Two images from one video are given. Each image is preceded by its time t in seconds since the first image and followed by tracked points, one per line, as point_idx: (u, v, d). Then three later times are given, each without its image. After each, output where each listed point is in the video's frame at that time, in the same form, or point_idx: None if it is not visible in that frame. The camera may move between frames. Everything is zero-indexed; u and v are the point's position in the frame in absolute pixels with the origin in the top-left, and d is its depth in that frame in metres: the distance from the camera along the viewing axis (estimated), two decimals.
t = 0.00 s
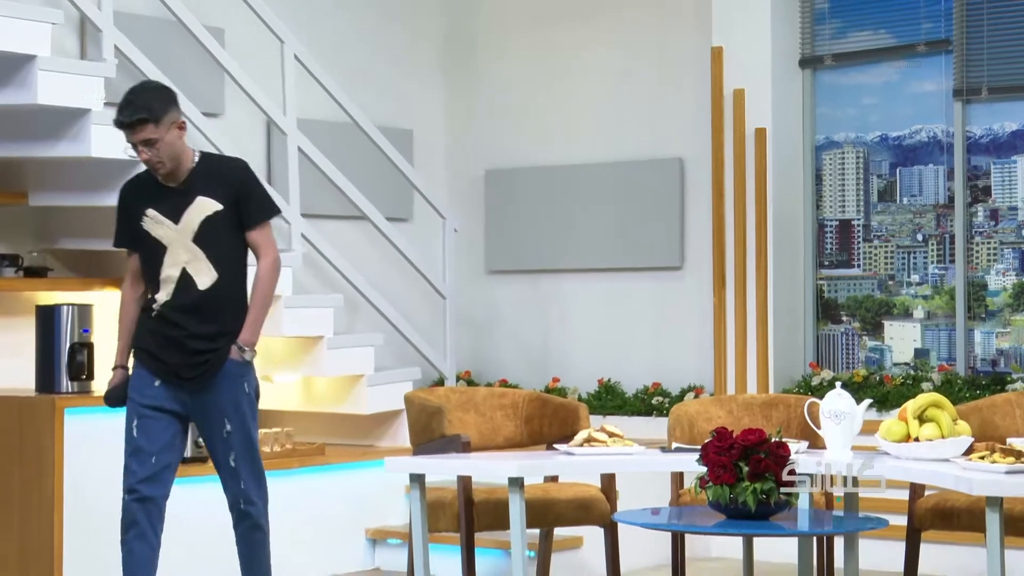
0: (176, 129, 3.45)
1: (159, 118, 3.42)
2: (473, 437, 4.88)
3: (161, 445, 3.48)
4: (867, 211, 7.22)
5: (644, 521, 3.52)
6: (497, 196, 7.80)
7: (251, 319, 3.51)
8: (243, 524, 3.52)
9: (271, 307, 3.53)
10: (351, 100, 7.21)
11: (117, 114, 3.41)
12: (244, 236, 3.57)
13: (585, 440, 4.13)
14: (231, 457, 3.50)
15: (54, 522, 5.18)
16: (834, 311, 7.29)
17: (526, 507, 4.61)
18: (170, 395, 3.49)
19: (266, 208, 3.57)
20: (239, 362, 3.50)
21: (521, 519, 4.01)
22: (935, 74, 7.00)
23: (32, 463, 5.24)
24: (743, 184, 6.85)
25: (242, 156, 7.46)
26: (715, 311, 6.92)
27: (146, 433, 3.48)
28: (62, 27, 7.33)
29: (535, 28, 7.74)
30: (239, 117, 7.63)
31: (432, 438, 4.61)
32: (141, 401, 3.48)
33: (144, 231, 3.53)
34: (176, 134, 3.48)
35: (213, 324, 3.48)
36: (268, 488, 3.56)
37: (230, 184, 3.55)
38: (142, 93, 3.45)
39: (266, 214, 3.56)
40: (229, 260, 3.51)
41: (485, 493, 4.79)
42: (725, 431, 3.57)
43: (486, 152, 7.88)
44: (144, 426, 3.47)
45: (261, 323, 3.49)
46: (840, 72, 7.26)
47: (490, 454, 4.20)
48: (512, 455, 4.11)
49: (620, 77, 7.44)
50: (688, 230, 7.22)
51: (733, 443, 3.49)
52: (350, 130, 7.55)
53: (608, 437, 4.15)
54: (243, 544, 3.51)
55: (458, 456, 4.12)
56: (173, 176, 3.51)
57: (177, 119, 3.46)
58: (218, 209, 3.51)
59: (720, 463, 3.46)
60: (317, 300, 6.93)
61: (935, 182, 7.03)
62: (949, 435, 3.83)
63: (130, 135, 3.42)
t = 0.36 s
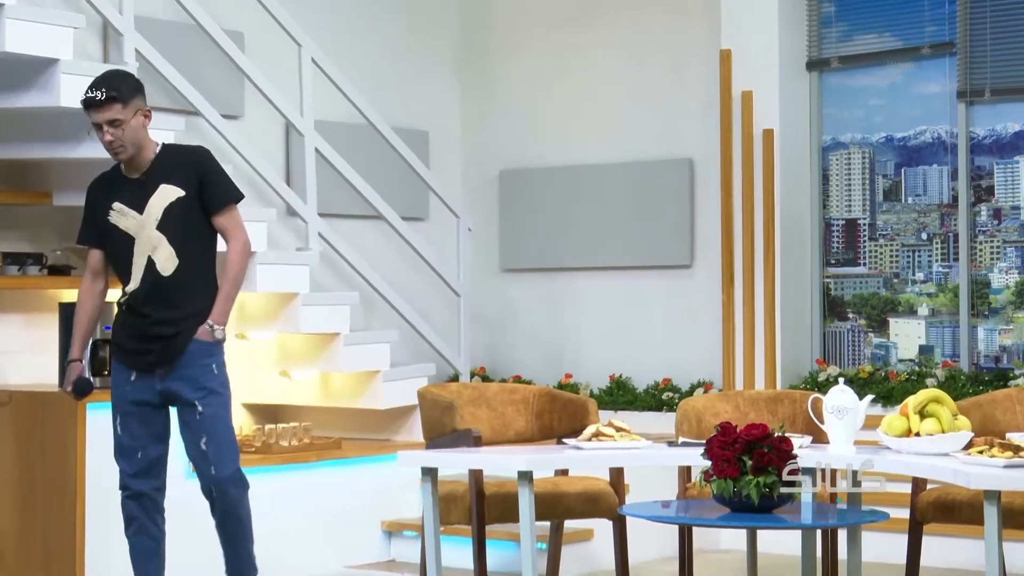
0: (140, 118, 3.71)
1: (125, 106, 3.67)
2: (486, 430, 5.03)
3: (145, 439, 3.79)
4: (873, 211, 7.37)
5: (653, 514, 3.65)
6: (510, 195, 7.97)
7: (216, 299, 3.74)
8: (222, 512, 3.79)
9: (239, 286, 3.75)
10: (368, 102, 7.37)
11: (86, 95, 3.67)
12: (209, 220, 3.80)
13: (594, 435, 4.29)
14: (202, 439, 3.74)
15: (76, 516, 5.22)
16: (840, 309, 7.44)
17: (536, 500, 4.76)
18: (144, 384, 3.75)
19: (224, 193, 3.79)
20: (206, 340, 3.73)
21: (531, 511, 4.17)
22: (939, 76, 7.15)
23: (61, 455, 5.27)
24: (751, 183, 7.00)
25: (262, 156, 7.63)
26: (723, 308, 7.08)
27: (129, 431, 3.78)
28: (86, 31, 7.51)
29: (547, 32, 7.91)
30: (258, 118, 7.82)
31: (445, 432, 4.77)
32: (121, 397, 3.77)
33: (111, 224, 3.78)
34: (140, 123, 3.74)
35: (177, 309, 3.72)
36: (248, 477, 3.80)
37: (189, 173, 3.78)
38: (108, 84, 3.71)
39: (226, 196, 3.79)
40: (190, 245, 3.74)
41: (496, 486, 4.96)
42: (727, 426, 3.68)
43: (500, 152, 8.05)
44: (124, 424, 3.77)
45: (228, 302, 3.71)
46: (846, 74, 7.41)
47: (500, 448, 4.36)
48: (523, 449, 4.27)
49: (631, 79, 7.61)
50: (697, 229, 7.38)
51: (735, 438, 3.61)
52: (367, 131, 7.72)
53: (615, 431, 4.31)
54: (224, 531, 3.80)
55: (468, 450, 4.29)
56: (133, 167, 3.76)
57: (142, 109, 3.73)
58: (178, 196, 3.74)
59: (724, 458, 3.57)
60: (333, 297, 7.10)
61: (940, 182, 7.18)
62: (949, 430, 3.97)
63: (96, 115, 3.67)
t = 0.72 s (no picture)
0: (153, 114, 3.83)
1: (143, 100, 3.80)
2: (502, 427, 5.13)
3: (155, 439, 3.82)
4: (881, 211, 7.53)
5: (664, 510, 3.77)
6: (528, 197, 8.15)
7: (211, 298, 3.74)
8: (171, 502, 3.75)
9: (232, 285, 3.75)
10: (386, 105, 7.53)
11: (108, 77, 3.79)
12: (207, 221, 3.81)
13: (605, 431, 4.44)
14: (171, 426, 3.72)
15: (102, 514, 5.20)
16: (850, 308, 7.59)
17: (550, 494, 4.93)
18: (148, 383, 3.78)
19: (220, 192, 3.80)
20: (201, 339, 3.73)
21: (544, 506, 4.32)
22: (947, 79, 7.30)
23: (86, 457, 5.24)
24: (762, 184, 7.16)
25: (283, 160, 7.81)
26: (735, 307, 7.24)
27: (136, 428, 3.83)
28: (111, 36, 7.68)
29: (562, 37, 8.09)
30: (281, 122, 8.01)
31: (459, 429, 4.87)
32: (128, 395, 3.82)
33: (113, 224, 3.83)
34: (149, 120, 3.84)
35: (173, 308, 3.73)
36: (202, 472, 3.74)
37: (187, 172, 3.80)
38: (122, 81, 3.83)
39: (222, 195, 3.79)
40: (187, 245, 3.76)
41: (509, 481, 5.12)
42: (735, 422, 3.78)
43: (516, 155, 8.22)
44: (136, 423, 3.83)
45: (220, 302, 3.71)
46: (856, 78, 7.55)
47: (514, 444, 4.53)
48: (537, 445, 4.42)
49: (644, 83, 7.77)
50: (709, 230, 7.54)
51: (744, 434, 3.71)
52: (386, 134, 7.90)
53: (626, 428, 4.46)
54: (167, 522, 3.75)
55: (481, 446, 4.44)
56: (135, 163, 3.82)
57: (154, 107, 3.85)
58: (175, 195, 3.76)
59: (732, 454, 3.68)
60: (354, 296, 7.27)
61: (947, 183, 7.33)
62: (952, 427, 4.11)
63: (113, 96, 3.77)
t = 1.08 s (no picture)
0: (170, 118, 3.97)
1: (161, 102, 3.94)
2: (517, 423, 5.28)
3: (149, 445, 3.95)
4: (891, 212, 7.68)
5: (675, 503, 3.90)
6: (545, 198, 8.32)
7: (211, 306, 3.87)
8: (155, 511, 3.83)
9: (232, 293, 3.87)
10: (406, 109, 7.71)
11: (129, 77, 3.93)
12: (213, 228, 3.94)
13: (618, 427, 4.60)
14: (164, 435, 3.84)
15: (127, 511, 5.34)
16: (860, 307, 7.74)
17: (565, 490, 5.09)
18: (149, 386, 3.93)
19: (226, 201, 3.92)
20: (199, 346, 3.85)
21: (557, 501, 4.47)
22: (956, 83, 7.45)
23: (112, 455, 5.37)
24: (774, 185, 7.31)
25: (305, 163, 8.00)
26: (748, 306, 7.39)
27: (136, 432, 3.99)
28: (137, 43, 7.88)
29: (578, 42, 8.27)
30: (304, 125, 8.20)
31: (475, 425, 5.01)
32: (135, 401, 3.97)
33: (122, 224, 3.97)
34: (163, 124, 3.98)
35: (174, 313, 3.87)
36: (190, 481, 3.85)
37: (194, 179, 3.93)
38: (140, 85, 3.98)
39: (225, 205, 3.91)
40: (191, 252, 3.89)
41: (525, 477, 5.28)
42: (744, 418, 3.90)
43: (534, 158, 8.41)
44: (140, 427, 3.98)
45: (220, 309, 3.84)
46: (866, 82, 7.71)
47: (529, 440, 4.68)
48: (552, 442, 4.58)
49: (659, 87, 7.94)
50: (723, 231, 7.70)
51: (752, 430, 3.83)
52: (406, 138, 8.08)
53: (639, 424, 4.61)
54: (149, 530, 3.82)
55: (497, 442, 4.59)
56: (144, 166, 3.96)
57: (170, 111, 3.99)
58: (181, 202, 3.89)
59: (741, 450, 3.78)
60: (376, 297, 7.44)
61: (956, 185, 7.48)
62: (957, 424, 4.26)
63: (132, 96, 3.91)
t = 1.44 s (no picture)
0: (185, 113, 4.13)
1: (177, 97, 4.09)
2: (534, 419, 5.46)
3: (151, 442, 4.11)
4: (904, 213, 7.84)
5: (687, 498, 4.02)
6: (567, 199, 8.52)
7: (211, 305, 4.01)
8: (171, 509, 4.00)
9: (235, 292, 4.01)
10: (427, 112, 7.87)
11: (148, 69, 4.08)
12: (221, 227, 4.09)
13: (633, 424, 4.76)
14: (172, 434, 4.00)
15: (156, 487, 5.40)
16: (873, 306, 7.90)
17: (581, 484, 5.25)
18: (148, 380, 4.08)
19: (235, 202, 4.07)
20: (198, 344, 4.00)
21: (573, 495, 4.64)
22: (967, 86, 7.58)
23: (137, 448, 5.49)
24: (788, 187, 7.47)
25: (329, 165, 8.19)
26: (762, 304, 7.56)
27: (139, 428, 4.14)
28: (166, 47, 8.07)
29: (597, 47, 8.46)
30: (329, 128, 8.40)
31: (494, 422, 5.15)
32: (137, 396, 4.12)
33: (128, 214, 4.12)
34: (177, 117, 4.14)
35: (175, 309, 4.02)
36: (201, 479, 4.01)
37: (204, 178, 4.08)
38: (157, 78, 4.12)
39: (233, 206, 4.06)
40: (197, 248, 4.04)
41: (541, 472, 5.43)
42: (755, 415, 4.02)
43: (555, 160, 8.62)
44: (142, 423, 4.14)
45: (221, 306, 3.98)
46: (879, 85, 7.86)
47: (547, 436, 4.85)
48: (568, 438, 4.74)
49: (676, 90, 8.12)
50: (739, 232, 7.87)
51: (763, 427, 3.95)
52: (427, 141, 8.26)
53: (652, 421, 4.78)
54: (165, 527, 4.00)
55: (514, 438, 4.76)
56: (156, 158, 4.11)
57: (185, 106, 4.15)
58: (189, 198, 4.04)
59: (751, 446, 3.90)
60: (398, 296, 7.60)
61: (967, 186, 7.62)
62: (965, 420, 4.40)
63: (150, 89, 4.06)
